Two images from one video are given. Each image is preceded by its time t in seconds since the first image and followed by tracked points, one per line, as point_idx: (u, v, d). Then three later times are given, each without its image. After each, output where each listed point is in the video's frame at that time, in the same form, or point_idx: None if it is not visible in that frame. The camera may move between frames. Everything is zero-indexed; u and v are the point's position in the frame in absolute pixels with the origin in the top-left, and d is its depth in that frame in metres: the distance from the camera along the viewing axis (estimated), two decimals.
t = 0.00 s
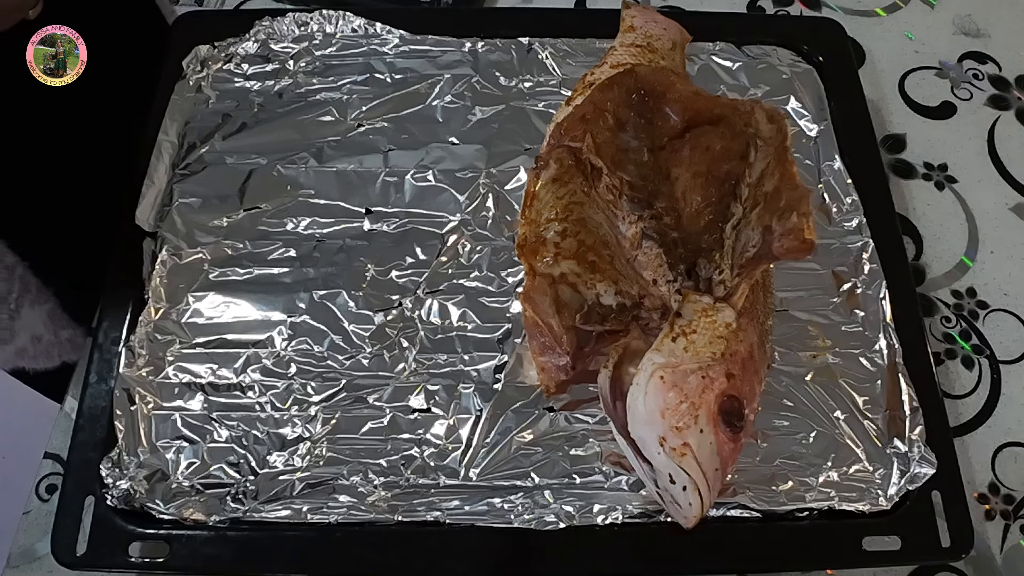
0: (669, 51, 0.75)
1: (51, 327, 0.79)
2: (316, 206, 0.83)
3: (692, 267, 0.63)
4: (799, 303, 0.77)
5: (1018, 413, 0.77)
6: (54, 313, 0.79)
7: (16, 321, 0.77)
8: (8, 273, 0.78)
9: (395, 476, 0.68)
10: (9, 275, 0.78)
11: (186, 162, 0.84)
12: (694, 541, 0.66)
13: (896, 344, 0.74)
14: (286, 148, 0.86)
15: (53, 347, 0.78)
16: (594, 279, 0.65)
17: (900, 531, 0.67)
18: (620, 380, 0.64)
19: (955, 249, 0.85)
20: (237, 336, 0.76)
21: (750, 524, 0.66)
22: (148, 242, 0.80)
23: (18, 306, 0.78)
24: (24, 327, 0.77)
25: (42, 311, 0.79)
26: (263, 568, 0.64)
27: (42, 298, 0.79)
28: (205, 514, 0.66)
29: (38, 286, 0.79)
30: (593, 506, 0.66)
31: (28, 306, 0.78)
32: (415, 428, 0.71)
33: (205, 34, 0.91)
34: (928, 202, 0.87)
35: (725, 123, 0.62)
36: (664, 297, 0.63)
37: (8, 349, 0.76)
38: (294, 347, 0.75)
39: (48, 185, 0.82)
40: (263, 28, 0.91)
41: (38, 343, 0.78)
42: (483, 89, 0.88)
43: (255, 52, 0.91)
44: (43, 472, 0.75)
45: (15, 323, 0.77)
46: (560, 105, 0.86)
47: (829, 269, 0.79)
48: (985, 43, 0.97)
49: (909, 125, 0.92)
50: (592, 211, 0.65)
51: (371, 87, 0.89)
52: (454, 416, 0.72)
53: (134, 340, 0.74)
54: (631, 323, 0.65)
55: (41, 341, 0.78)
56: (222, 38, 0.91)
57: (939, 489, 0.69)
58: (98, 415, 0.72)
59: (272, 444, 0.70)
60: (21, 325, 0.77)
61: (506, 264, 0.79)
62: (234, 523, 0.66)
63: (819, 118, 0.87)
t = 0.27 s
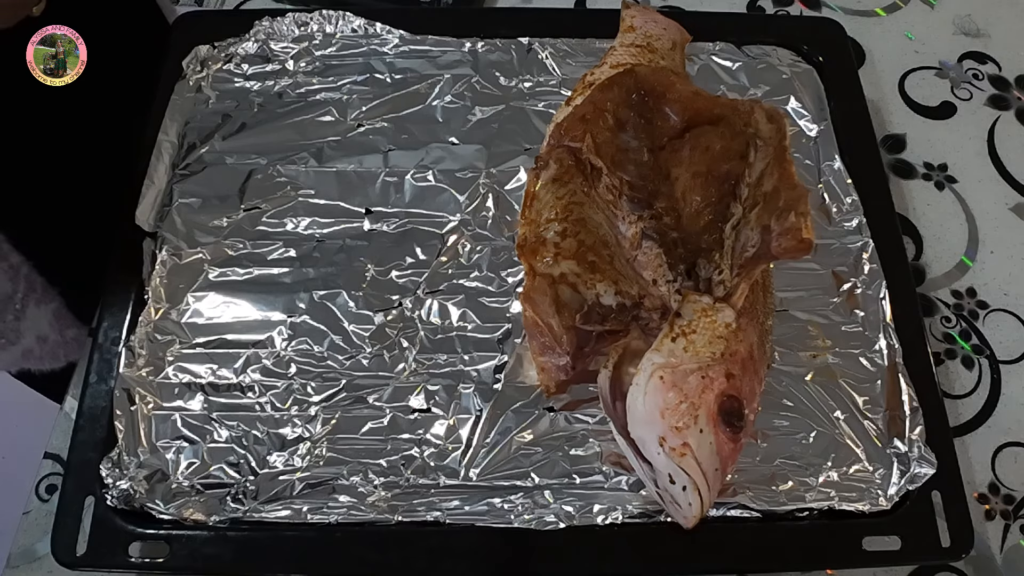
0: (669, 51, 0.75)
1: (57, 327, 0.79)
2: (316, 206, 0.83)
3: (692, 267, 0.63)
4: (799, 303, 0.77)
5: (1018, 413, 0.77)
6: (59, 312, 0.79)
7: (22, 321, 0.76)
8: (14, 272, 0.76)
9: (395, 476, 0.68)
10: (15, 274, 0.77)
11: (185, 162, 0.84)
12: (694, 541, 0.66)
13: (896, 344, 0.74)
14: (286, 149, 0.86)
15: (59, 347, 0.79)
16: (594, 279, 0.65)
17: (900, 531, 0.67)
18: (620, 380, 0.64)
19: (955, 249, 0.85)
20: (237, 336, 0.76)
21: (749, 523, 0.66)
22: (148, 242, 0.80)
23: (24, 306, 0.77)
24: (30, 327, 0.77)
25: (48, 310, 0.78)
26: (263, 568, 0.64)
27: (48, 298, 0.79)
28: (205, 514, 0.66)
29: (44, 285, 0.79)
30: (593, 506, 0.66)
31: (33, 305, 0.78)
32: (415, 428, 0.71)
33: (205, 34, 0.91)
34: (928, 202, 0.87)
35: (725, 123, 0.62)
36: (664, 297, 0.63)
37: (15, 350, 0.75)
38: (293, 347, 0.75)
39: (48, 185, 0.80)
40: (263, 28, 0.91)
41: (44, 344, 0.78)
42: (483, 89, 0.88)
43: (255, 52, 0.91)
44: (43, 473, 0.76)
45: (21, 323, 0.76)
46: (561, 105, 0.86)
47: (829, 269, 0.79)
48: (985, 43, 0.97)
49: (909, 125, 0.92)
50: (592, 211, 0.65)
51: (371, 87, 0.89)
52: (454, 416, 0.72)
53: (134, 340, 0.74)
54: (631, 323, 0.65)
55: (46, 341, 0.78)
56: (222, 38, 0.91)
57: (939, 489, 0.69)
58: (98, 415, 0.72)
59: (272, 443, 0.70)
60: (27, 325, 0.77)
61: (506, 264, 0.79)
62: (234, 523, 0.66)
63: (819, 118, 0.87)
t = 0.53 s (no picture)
0: (669, 51, 0.75)
1: (59, 327, 0.79)
2: (316, 206, 0.83)
3: (692, 267, 0.63)
4: (799, 303, 0.77)
5: (1018, 413, 0.77)
6: (60, 313, 0.80)
7: (23, 322, 0.77)
8: (15, 272, 0.77)
9: (395, 476, 0.68)
10: (15, 275, 0.77)
11: (185, 162, 0.84)
12: (694, 542, 0.66)
13: (896, 344, 0.74)
14: (286, 149, 0.86)
15: (61, 347, 0.79)
16: (594, 279, 0.65)
17: (900, 531, 0.67)
18: (619, 380, 0.64)
19: (955, 249, 0.85)
20: (237, 336, 0.76)
21: (749, 523, 0.66)
22: (148, 242, 0.80)
23: (25, 307, 0.77)
24: (31, 328, 0.77)
25: (49, 310, 0.79)
26: (263, 569, 0.64)
27: (49, 298, 0.79)
28: (204, 514, 0.66)
29: (45, 286, 0.79)
30: (593, 506, 0.66)
31: (34, 306, 0.78)
32: (415, 428, 0.71)
33: (205, 34, 0.91)
34: (928, 202, 0.87)
35: (725, 123, 0.61)
36: (664, 297, 0.63)
37: (16, 351, 0.75)
38: (293, 347, 0.75)
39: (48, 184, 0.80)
40: (263, 28, 0.91)
41: (45, 345, 0.78)
42: (483, 89, 0.88)
43: (255, 52, 0.91)
44: (43, 473, 0.76)
45: (23, 324, 0.77)
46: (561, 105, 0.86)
47: (829, 269, 0.79)
48: (985, 43, 0.97)
49: (909, 125, 0.92)
50: (592, 212, 0.65)
51: (371, 87, 0.89)
52: (454, 417, 0.72)
53: (134, 340, 0.74)
54: (631, 323, 0.66)
55: (48, 342, 0.78)
56: (222, 38, 0.91)
57: (939, 489, 0.69)
58: (98, 415, 0.72)
59: (272, 443, 0.70)
60: (29, 325, 0.77)
61: (506, 264, 0.79)
62: (233, 523, 0.66)
63: (819, 118, 0.87)
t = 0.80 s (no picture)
0: (669, 51, 0.75)
1: (53, 329, 0.79)
2: (316, 206, 0.83)
3: (692, 267, 0.63)
4: (799, 303, 0.77)
5: (1018, 413, 0.77)
6: (56, 315, 0.79)
7: (18, 322, 0.76)
8: (9, 275, 0.76)
9: (395, 476, 0.68)
10: (10, 276, 0.76)
11: (186, 162, 0.84)
12: (694, 542, 0.66)
13: (896, 344, 0.74)
14: (286, 149, 0.86)
15: (56, 348, 0.79)
16: (594, 279, 0.66)
17: (900, 531, 0.67)
18: (619, 380, 0.64)
19: (955, 249, 0.85)
20: (237, 336, 0.76)
21: (749, 524, 0.66)
22: (148, 243, 0.80)
23: (20, 307, 0.77)
24: (26, 329, 0.76)
25: (44, 312, 0.78)
26: (263, 569, 0.64)
27: (44, 300, 0.78)
28: (204, 514, 0.66)
29: (40, 287, 0.78)
30: (593, 506, 0.66)
31: (29, 307, 0.77)
32: (415, 428, 0.71)
33: (205, 34, 0.91)
34: (928, 202, 0.87)
35: (725, 123, 0.61)
36: (664, 297, 0.64)
37: (11, 352, 0.75)
38: (293, 347, 0.75)
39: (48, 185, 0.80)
40: (263, 28, 0.91)
41: (40, 345, 0.77)
42: (483, 89, 0.88)
43: (255, 52, 0.91)
44: (43, 473, 0.76)
45: (18, 324, 0.76)
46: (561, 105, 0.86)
47: (829, 269, 0.79)
48: (985, 43, 0.97)
49: (909, 125, 0.92)
50: (592, 212, 0.65)
51: (371, 87, 0.89)
52: (454, 417, 0.72)
53: (134, 341, 0.74)
54: (631, 323, 0.67)
55: (43, 342, 0.78)
56: (222, 38, 0.91)
57: (939, 489, 0.69)
58: (98, 415, 0.72)
59: (272, 444, 0.70)
60: (23, 326, 0.76)
61: (506, 264, 0.79)
62: (233, 523, 0.66)
63: (819, 118, 0.87)
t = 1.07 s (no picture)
0: (669, 51, 0.75)
1: (48, 329, 0.79)
2: (316, 206, 0.83)
3: (692, 267, 0.63)
4: (799, 303, 0.77)
5: (1018, 412, 0.77)
6: (51, 315, 0.79)
7: (13, 323, 0.77)
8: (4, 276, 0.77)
9: (395, 476, 0.68)
10: (5, 278, 0.77)
11: (186, 162, 0.84)
12: (694, 542, 0.66)
13: (896, 344, 0.74)
14: (286, 149, 0.86)
15: (51, 348, 0.79)
16: (594, 279, 0.67)
17: (900, 531, 0.67)
18: (619, 380, 0.64)
19: (955, 249, 0.85)
20: (237, 336, 0.76)
21: (750, 524, 0.66)
22: (148, 243, 0.80)
23: (14, 308, 0.77)
24: (21, 329, 0.77)
25: (39, 312, 0.79)
26: (263, 569, 0.64)
27: (39, 300, 0.79)
28: (205, 514, 0.66)
29: (35, 288, 0.79)
30: (593, 506, 0.66)
31: (24, 307, 0.78)
32: (414, 428, 0.71)
33: (205, 34, 0.91)
34: (928, 202, 0.87)
35: (725, 123, 0.61)
36: (664, 297, 0.64)
37: (6, 350, 0.76)
38: (293, 347, 0.75)
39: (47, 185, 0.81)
40: (263, 28, 0.91)
41: (36, 345, 0.78)
42: (483, 89, 0.88)
43: (255, 52, 0.91)
44: (43, 473, 0.75)
45: (12, 324, 0.77)
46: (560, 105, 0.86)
47: (828, 269, 0.79)
48: (985, 43, 0.97)
49: (909, 125, 0.92)
50: (592, 212, 0.65)
51: (371, 87, 0.89)
52: (454, 417, 0.72)
53: (134, 341, 0.74)
54: (631, 323, 0.67)
55: (39, 342, 0.78)
56: (222, 38, 0.91)
57: (939, 489, 0.69)
58: (99, 415, 0.72)
59: (272, 444, 0.70)
60: (18, 326, 0.77)
61: (506, 264, 0.79)
62: (234, 523, 0.66)
63: (819, 118, 0.87)
